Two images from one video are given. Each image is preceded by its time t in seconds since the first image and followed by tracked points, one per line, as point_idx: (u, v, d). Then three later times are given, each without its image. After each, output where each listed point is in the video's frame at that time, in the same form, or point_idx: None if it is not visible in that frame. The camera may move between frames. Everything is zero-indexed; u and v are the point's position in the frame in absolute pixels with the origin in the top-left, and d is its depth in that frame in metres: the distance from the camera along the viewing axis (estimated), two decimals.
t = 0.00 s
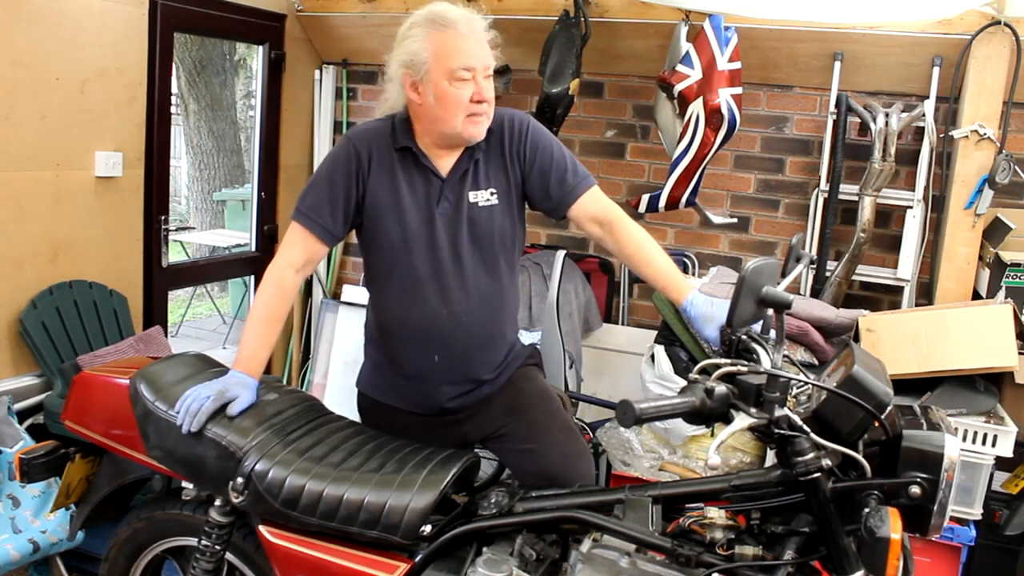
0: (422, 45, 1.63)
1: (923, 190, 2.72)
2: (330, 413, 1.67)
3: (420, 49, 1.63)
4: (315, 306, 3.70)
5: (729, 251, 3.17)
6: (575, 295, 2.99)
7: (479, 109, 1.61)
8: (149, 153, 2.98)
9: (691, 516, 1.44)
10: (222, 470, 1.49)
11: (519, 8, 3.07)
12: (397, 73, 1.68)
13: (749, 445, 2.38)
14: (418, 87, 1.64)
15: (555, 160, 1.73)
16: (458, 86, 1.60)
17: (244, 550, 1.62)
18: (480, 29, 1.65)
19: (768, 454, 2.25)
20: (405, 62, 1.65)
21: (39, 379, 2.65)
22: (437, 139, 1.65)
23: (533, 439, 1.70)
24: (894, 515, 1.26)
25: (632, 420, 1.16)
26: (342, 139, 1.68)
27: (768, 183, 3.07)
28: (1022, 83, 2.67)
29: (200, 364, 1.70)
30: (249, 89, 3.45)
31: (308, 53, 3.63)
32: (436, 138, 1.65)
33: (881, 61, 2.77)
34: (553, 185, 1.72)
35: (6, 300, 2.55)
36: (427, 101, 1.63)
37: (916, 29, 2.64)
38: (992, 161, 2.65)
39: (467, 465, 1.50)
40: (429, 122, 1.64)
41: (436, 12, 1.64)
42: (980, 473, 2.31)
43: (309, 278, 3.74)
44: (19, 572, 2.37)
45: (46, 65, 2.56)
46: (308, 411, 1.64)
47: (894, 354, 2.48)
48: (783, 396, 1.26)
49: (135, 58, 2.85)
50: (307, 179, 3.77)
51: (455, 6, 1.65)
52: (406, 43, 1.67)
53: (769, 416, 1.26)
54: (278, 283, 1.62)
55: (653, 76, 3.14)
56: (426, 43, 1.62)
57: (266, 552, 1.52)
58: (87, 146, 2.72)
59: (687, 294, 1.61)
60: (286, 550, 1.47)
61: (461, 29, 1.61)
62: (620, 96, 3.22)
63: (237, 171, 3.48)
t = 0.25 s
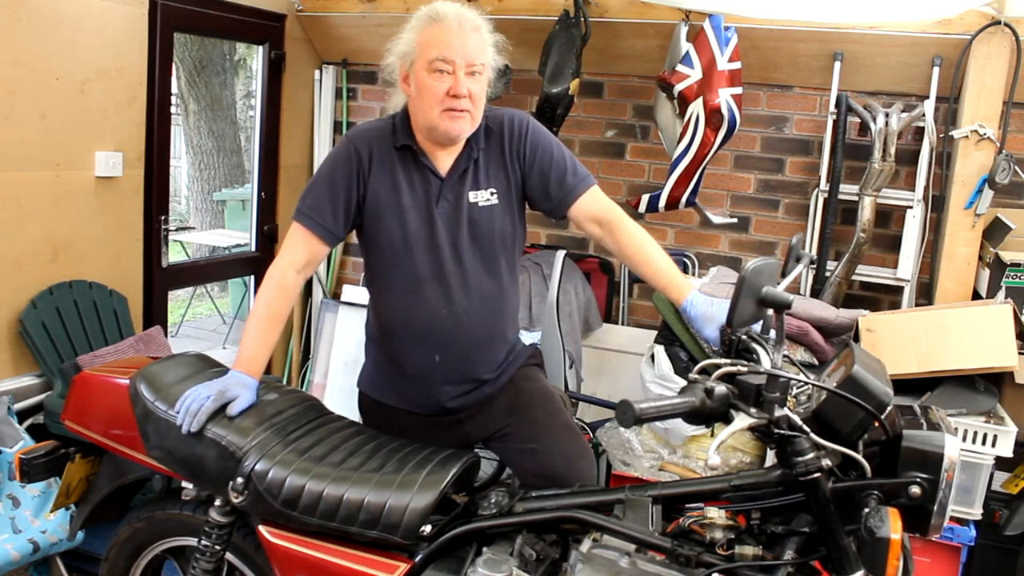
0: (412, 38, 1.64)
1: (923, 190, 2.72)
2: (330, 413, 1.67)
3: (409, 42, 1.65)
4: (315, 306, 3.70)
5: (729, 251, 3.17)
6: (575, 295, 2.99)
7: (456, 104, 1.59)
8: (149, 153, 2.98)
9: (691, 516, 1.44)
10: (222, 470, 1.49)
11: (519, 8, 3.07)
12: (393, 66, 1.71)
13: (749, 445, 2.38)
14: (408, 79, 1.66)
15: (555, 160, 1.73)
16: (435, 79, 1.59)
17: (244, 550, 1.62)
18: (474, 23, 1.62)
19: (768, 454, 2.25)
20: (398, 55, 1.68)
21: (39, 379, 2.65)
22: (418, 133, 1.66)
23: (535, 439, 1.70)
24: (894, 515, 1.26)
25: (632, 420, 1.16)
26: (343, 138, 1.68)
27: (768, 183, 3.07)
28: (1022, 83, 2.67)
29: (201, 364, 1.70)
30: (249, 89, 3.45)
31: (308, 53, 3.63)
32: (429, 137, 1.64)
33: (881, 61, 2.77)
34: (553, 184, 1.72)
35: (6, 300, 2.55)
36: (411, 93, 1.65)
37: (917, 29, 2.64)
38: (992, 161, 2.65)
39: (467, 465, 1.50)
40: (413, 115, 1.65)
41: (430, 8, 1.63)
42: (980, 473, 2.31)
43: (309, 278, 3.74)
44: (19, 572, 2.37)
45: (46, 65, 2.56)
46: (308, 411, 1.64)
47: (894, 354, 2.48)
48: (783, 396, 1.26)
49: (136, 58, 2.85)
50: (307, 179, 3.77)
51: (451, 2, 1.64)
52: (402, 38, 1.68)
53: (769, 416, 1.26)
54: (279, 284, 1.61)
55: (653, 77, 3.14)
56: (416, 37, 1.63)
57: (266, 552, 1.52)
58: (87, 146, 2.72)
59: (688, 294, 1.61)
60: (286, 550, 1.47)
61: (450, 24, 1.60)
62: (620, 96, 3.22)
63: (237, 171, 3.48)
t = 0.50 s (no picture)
0: (409, 38, 1.64)
1: (923, 190, 2.72)
2: (330, 413, 1.67)
3: (407, 42, 1.65)
4: (315, 306, 3.70)
5: (729, 251, 3.17)
6: (575, 295, 2.99)
7: (454, 103, 1.59)
8: (149, 153, 2.98)
9: (691, 516, 1.44)
10: (222, 470, 1.49)
11: (520, 8, 3.07)
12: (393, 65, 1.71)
13: (749, 445, 2.38)
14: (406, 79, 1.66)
15: (555, 161, 1.73)
16: (432, 79, 1.59)
17: (244, 550, 1.62)
18: (472, 23, 1.62)
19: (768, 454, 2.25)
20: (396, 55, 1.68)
21: (39, 379, 2.65)
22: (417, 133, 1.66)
23: (534, 440, 1.70)
24: (894, 515, 1.26)
25: (632, 420, 1.16)
26: (343, 138, 1.68)
27: (768, 183, 3.07)
28: (1022, 83, 2.67)
29: (201, 364, 1.70)
30: (249, 89, 3.45)
31: (308, 53, 3.63)
32: (427, 136, 1.64)
33: (881, 61, 2.77)
34: (553, 185, 1.72)
35: (6, 300, 2.55)
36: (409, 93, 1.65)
37: (916, 29, 2.64)
38: (992, 161, 2.65)
39: (467, 465, 1.50)
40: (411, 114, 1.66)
41: (428, 8, 1.63)
42: (980, 473, 2.31)
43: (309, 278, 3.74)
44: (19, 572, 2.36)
45: (46, 65, 2.55)
46: (308, 411, 1.64)
47: (894, 354, 2.48)
48: (783, 397, 1.26)
49: (135, 58, 2.85)
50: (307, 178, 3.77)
51: (449, 1, 1.64)
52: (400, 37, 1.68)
53: (769, 416, 1.26)
54: (280, 284, 1.61)
55: (653, 77, 3.14)
56: (413, 36, 1.63)
57: (266, 552, 1.52)
58: (88, 146, 2.72)
59: (688, 294, 1.61)
60: (286, 550, 1.47)
61: (448, 23, 1.60)
62: (620, 96, 3.22)
63: (237, 171, 3.48)
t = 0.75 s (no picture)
0: (406, 38, 1.65)
1: (923, 190, 2.72)
2: (330, 413, 1.67)
3: (404, 42, 1.65)
4: (315, 306, 3.70)
5: (729, 251, 3.17)
6: (575, 295, 2.99)
7: (452, 104, 1.59)
8: (149, 153, 2.98)
9: (691, 516, 1.44)
10: (222, 470, 1.49)
11: (520, 8, 3.07)
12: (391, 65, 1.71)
13: (749, 445, 2.38)
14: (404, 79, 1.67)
15: (554, 161, 1.72)
16: (430, 79, 1.60)
17: (244, 550, 1.62)
18: (469, 22, 1.62)
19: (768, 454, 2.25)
20: (394, 54, 1.68)
21: (39, 379, 2.65)
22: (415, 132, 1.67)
23: (533, 440, 1.70)
24: (894, 515, 1.26)
25: (632, 420, 1.16)
26: (343, 138, 1.68)
27: (768, 183, 3.07)
28: (1022, 83, 2.67)
29: (201, 364, 1.70)
30: (249, 89, 3.45)
31: (308, 53, 3.63)
32: (425, 136, 1.64)
33: (881, 61, 2.77)
34: (553, 184, 1.72)
35: (6, 300, 2.55)
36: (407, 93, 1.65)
37: (916, 29, 2.64)
38: (992, 161, 2.65)
39: (467, 465, 1.50)
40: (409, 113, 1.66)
41: (426, 8, 1.63)
42: (980, 473, 2.31)
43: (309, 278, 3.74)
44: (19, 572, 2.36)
45: (45, 65, 2.55)
46: (308, 411, 1.64)
47: (894, 354, 2.48)
48: (783, 396, 1.26)
49: (135, 58, 2.85)
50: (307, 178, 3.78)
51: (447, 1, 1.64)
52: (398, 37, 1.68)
53: (769, 416, 1.26)
54: (278, 283, 1.61)
55: (653, 76, 3.14)
56: (411, 36, 1.63)
57: (266, 552, 1.52)
58: (88, 147, 2.72)
59: (688, 294, 1.61)
60: (286, 550, 1.47)
61: (445, 23, 1.60)
62: (620, 96, 3.22)
63: (237, 171, 3.48)
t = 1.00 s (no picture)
0: (404, 40, 1.65)
1: (923, 190, 2.72)
2: (329, 413, 1.67)
3: (402, 45, 1.65)
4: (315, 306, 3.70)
5: (729, 251, 3.17)
6: (575, 295, 2.99)
7: (450, 106, 1.59)
8: (149, 153, 2.98)
9: (691, 516, 1.44)
10: (222, 470, 1.49)
11: (520, 8, 3.07)
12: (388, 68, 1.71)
13: (749, 445, 2.38)
14: (402, 81, 1.66)
15: (554, 162, 1.72)
16: (428, 81, 1.60)
17: (244, 550, 1.62)
18: (467, 23, 1.62)
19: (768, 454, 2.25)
20: (391, 58, 1.68)
21: (39, 379, 2.65)
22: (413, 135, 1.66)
23: (533, 440, 1.70)
24: (895, 515, 1.26)
25: (633, 420, 1.16)
26: (340, 138, 1.69)
27: (768, 183, 3.07)
28: (1022, 83, 2.67)
29: (200, 364, 1.70)
30: (249, 89, 3.45)
31: (308, 53, 3.63)
32: (423, 138, 1.64)
33: (881, 62, 2.77)
34: (554, 185, 1.72)
35: (6, 300, 2.55)
36: (405, 96, 1.65)
37: (916, 29, 2.64)
38: (992, 161, 2.65)
39: (467, 465, 1.50)
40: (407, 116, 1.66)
41: (424, 10, 1.63)
42: (980, 473, 2.31)
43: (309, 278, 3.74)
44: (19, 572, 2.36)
45: (46, 65, 2.56)
46: (307, 411, 1.63)
47: (894, 354, 2.48)
48: (783, 396, 1.26)
49: (135, 58, 2.85)
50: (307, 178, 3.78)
51: (444, 3, 1.64)
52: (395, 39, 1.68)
53: (769, 416, 1.26)
54: (269, 279, 1.62)
55: (653, 76, 3.14)
56: (408, 38, 1.63)
57: (266, 552, 1.52)
58: (87, 146, 2.72)
59: (688, 294, 1.61)
60: (286, 550, 1.47)
61: (443, 25, 1.60)
62: (620, 96, 3.22)
63: (237, 171, 3.48)
